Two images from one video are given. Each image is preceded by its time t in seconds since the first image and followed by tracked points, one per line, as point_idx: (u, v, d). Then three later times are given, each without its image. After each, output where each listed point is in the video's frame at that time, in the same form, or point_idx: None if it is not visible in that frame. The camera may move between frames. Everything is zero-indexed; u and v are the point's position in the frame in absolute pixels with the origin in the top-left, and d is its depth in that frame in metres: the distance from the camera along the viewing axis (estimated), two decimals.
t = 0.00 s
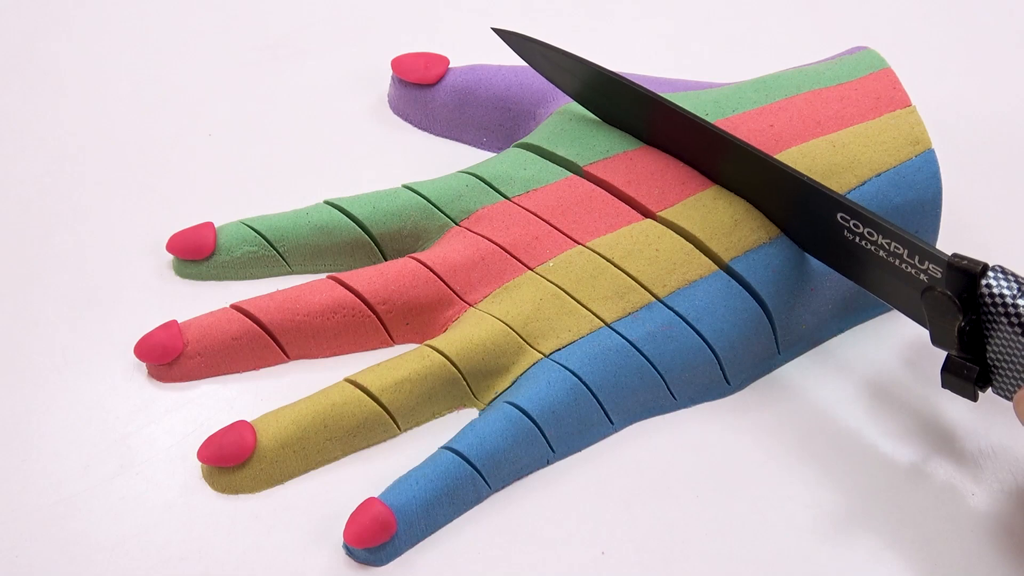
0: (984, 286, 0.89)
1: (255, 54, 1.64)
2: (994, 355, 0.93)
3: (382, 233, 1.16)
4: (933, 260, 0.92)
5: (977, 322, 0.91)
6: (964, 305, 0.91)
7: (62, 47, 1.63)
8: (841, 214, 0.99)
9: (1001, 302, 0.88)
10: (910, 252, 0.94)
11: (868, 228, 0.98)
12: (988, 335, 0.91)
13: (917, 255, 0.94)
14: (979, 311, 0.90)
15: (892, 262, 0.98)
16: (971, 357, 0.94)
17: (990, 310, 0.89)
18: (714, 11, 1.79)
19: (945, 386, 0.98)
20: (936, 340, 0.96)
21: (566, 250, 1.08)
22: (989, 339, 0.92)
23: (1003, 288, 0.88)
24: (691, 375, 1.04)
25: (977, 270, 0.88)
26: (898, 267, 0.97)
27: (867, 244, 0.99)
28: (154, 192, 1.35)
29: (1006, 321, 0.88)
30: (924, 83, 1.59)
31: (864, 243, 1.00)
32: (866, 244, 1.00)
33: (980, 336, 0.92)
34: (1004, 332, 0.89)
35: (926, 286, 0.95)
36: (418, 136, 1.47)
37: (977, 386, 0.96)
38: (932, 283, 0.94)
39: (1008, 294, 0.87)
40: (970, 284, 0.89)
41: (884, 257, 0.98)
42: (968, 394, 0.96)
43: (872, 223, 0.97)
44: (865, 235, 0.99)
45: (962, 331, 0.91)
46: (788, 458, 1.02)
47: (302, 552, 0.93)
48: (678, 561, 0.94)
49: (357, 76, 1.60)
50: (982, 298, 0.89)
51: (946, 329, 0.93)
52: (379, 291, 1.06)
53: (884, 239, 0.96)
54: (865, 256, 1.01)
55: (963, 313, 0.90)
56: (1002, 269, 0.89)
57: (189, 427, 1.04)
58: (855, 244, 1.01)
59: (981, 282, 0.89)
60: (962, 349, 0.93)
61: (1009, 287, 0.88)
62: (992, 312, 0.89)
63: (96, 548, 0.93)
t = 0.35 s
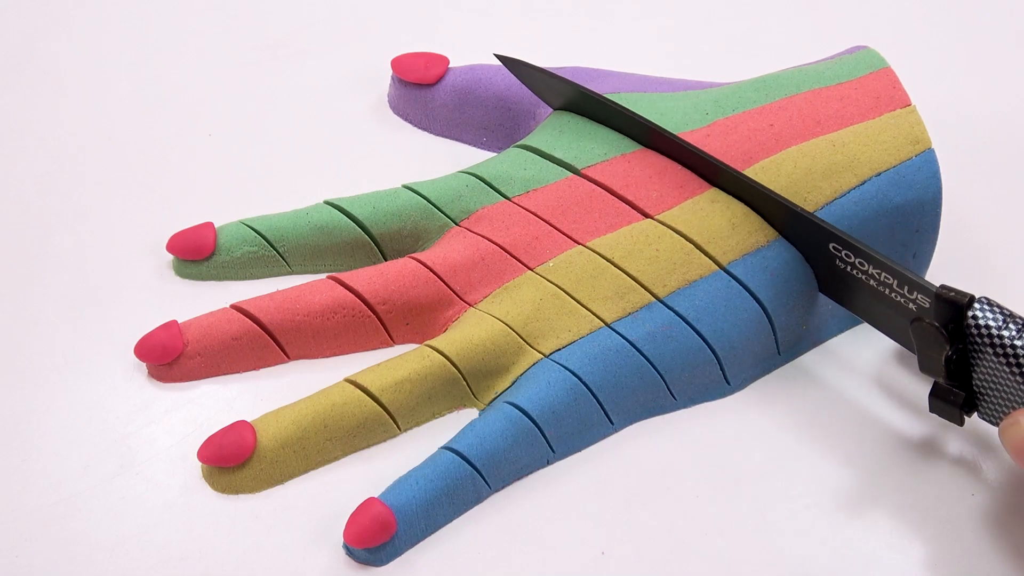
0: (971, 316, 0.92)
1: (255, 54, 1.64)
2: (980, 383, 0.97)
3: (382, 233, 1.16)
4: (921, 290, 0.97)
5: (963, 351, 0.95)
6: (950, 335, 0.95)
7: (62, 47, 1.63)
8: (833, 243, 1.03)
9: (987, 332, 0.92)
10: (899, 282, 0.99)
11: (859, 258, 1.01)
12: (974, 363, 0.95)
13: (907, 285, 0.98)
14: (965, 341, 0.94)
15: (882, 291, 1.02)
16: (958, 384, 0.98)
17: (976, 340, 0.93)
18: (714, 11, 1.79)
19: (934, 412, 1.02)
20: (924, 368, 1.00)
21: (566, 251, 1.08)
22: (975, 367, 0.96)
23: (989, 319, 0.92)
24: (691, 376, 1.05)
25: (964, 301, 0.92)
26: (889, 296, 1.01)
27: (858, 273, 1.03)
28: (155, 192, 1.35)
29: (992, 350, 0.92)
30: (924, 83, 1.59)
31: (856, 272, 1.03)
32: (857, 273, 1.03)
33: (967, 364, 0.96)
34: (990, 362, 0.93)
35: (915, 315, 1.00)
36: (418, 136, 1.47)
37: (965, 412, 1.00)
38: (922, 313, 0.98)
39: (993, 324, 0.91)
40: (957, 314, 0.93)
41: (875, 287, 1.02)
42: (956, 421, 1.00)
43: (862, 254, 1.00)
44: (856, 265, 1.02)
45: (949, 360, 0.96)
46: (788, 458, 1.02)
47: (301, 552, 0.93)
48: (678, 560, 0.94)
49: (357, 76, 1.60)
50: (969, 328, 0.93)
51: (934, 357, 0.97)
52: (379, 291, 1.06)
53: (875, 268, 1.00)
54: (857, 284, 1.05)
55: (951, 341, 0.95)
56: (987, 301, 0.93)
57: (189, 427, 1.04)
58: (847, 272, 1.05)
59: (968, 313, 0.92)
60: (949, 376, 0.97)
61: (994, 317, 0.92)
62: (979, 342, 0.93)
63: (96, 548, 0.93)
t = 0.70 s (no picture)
0: (958, 331, 0.96)
1: (255, 54, 1.64)
2: (971, 397, 0.99)
3: (382, 233, 1.16)
4: (911, 306, 1.00)
5: (953, 367, 0.99)
6: (939, 350, 0.98)
7: (62, 47, 1.63)
8: (825, 262, 1.06)
9: (974, 346, 0.95)
10: (890, 299, 1.02)
11: (851, 276, 1.04)
12: (965, 378, 0.98)
13: (897, 302, 1.01)
14: (954, 355, 0.98)
15: (874, 309, 1.05)
16: (950, 398, 1.01)
17: (965, 355, 0.96)
18: (714, 11, 1.79)
19: (928, 424, 1.05)
20: (916, 383, 1.03)
21: (566, 251, 1.08)
22: (966, 382, 0.99)
23: (976, 333, 0.95)
24: (691, 376, 1.05)
25: (951, 316, 0.96)
26: (881, 313, 1.04)
27: (851, 291, 1.06)
28: (155, 192, 1.35)
29: (980, 365, 0.95)
30: (924, 83, 1.59)
31: (849, 290, 1.06)
32: (851, 291, 1.06)
33: (957, 379, 0.99)
34: (979, 376, 0.96)
35: (906, 331, 1.03)
36: (418, 136, 1.47)
37: (958, 425, 1.03)
38: (912, 329, 1.01)
39: (980, 338, 0.94)
40: (945, 329, 0.97)
41: (868, 304, 1.05)
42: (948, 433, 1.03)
43: (853, 273, 1.04)
44: (849, 283, 1.06)
45: (939, 374, 0.99)
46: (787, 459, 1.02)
47: (301, 552, 0.93)
48: (678, 560, 0.94)
49: (357, 77, 1.60)
50: (957, 344, 0.96)
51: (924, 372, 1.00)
52: (379, 291, 1.06)
53: (866, 286, 1.03)
54: (850, 302, 1.08)
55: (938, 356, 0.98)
56: (975, 316, 0.96)
57: (189, 427, 1.04)
58: (840, 291, 1.08)
59: (955, 328, 0.96)
60: (940, 391, 1.00)
61: (981, 332, 0.95)
62: (968, 357, 0.96)
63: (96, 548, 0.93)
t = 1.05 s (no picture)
0: (954, 336, 0.96)
1: (255, 54, 1.64)
2: (969, 401, 1.00)
3: (382, 233, 1.16)
4: (907, 312, 1.01)
5: (950, 371, 0.99)
6: (936, 355, 0.99)
7: (62, 47, 1.63)
8: (822, 269, 1.08)
9: (970, 350, 0.96)
10: (886, 305, 1.03)
11: (849, 283, 1.06)
12: (962, 382, 0.99)
13: (894, 308, 1.02)
14: (951, 360, 0.98)
15: (871, 315, 1.06)
16: (948, 402, 1.02)
17: (962, 359, 0.97)
18: (714, 11, 1.79)
19: (927, 428, 1.05)
20: (914, 388, 1.04)
21: (566, 250, 1.08)
22: (963, 387, 0.99)
23: (972, 338, 0.96)
24: (691, 376, 1.05)
25: (947, 321, 0.97)
26: (878, 319, 1.05)
27: (848, 298, 1.07)
28: (154, 192, 1.35)
29: (976, 369, 0.96)
30: (924, 83, 1.59)
31: (846, 297, 1.07)
32: (849, 297, 1.07)
33: (955, 383, 1.00)
34: (975, 381, 0.97)
35: (903, 336, 1.03)
36: (417, 136, 1.47)
37: (957, 429, 1.03)
38: (908, 334, 1.02)
39: (976, 342, 0.95)
40: (942, 333, 0.97)
41: (865, 310, 1.06)
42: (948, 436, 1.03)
43: (851, 279, 1.05)
44: (846, 289, 1.07)
45: (936, 379, 1.00)
46: (787, 458, 1.02)
47: (301, 552, 0.93)
48: (678, 560, 0.94)
49: (356, 77, 1.60)
50: (954, 348, 0.97)
51: (922, 377, 1.01)
52: (379, 291, 1.06)
53: (863, 292, 1.05)
54: (847, 309, 1.09)
55: (935, 362, 0.99)
56: (971, 321, 0.97)
57: (189, 427, 1.04)
58: (838, 298, 1.09)
59: (951, 333, 0.97)
60: (937, 395, 1.01)
61: (977, 336, 0.96)
62: (965, 361, 0.97)
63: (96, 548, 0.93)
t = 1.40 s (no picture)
0: (948, 342, 0.97)
1: (254, 54, 1.64)
2: (965, 407, 1.00)
3: (382, 233, 1.16)
4: (902, 319, 1.01)
5: (945, 378, 1.00)
6: (930, 362, 0.99)
7: (62, 47, 1.63)
8: (818, 278, 1.09)
9: (964, 356, 0.96)
10: (881, 313, 1.03)
11: (845, 291, 1.06)
12: (958, 388, 0.99)
13: (889, 315, 1.03)
14: (946, 366, 0.99)
15: (867, 322, 1.07)
16: (945, 409, 1.02)
17: (956, 366, 0.98)
18: (715, 10, 1.79)
19: (924, 434, 1.05)
20: (910, 394, 1.04)
21: (566, 250, 1.08)
22: (959, 393, 1.00)
23: (966, 344, 0.96)
24: (691, 376, 1.05)
25: (941, 327, 0.97)
26: (874, 327, 1.06)
27: (845, 306, 1.08)
28: (155, 192, 1.35)
29: (971, 376, 0.97)
30: (923, 83, 1.59)
31: (843, 305, 1.08)
32: (845, 305, 1.08)
33: (950, 389, 1.00)
34: (970, 387, 0.97)
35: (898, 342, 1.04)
36: (417, 135, 1.47)
37: (955, 434, 1.03)
38: (903, 341, 1.03)
39: (969, 348, 0.96)
40: (936, 340, 0.98)
41: (861, 317, 1.07)
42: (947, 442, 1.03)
43: (846, 287, 1.06)
44: (842, 297, 1.08)
45: (932, 385, 1.00)
46: (787, 458, 1.02)
47: (301, 553, 0.93)
48: (678, 560, 0.94)
49: (356, 77, 1.60)
50: (948, 354, 0.98)
51: (917, 384, 1.01)
52: (379, 291, 1.06)
53: (858, 300, 1.05)
54: (844, 316, 1.09)
55: (929, 369, 0.99)
56: (964, 327, 0.98)
57: (189, 427, 1.04)
58: (835, 306, 1.10)
59: (945, 339, 0.97)
60: (933, 401, 1.01)
61: (970, 342, 0.96)
62: (959, 367, 0.97)
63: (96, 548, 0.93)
